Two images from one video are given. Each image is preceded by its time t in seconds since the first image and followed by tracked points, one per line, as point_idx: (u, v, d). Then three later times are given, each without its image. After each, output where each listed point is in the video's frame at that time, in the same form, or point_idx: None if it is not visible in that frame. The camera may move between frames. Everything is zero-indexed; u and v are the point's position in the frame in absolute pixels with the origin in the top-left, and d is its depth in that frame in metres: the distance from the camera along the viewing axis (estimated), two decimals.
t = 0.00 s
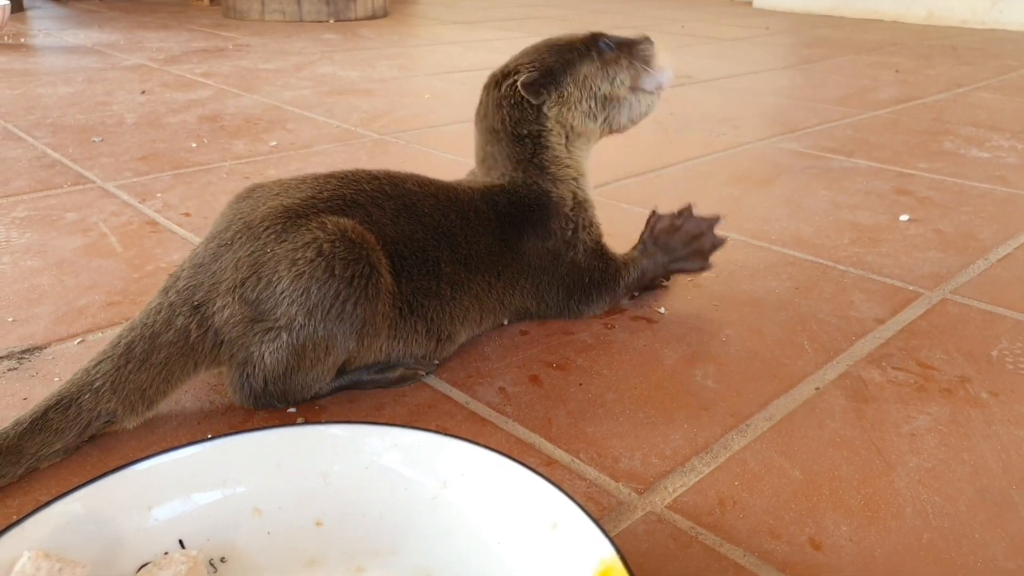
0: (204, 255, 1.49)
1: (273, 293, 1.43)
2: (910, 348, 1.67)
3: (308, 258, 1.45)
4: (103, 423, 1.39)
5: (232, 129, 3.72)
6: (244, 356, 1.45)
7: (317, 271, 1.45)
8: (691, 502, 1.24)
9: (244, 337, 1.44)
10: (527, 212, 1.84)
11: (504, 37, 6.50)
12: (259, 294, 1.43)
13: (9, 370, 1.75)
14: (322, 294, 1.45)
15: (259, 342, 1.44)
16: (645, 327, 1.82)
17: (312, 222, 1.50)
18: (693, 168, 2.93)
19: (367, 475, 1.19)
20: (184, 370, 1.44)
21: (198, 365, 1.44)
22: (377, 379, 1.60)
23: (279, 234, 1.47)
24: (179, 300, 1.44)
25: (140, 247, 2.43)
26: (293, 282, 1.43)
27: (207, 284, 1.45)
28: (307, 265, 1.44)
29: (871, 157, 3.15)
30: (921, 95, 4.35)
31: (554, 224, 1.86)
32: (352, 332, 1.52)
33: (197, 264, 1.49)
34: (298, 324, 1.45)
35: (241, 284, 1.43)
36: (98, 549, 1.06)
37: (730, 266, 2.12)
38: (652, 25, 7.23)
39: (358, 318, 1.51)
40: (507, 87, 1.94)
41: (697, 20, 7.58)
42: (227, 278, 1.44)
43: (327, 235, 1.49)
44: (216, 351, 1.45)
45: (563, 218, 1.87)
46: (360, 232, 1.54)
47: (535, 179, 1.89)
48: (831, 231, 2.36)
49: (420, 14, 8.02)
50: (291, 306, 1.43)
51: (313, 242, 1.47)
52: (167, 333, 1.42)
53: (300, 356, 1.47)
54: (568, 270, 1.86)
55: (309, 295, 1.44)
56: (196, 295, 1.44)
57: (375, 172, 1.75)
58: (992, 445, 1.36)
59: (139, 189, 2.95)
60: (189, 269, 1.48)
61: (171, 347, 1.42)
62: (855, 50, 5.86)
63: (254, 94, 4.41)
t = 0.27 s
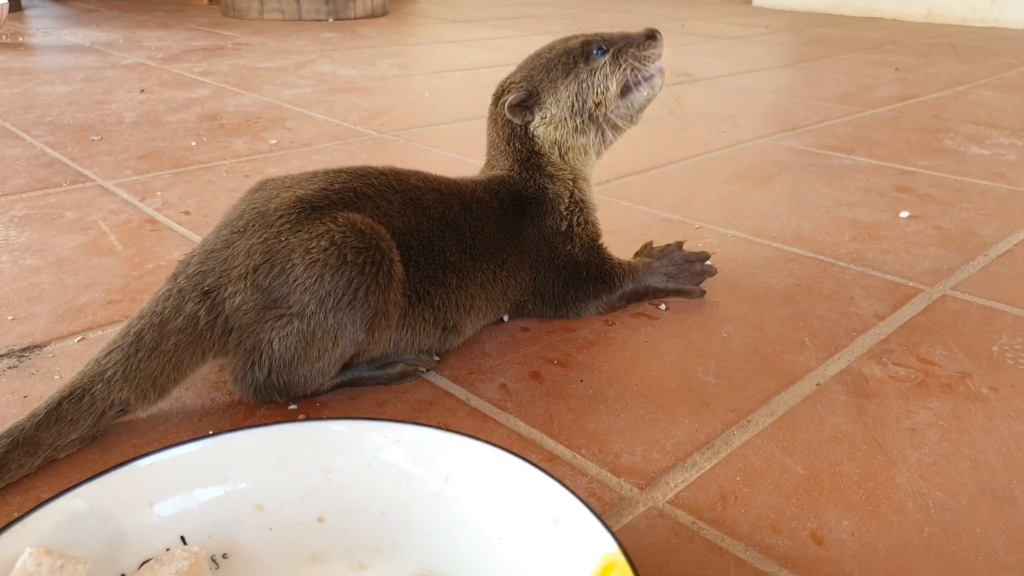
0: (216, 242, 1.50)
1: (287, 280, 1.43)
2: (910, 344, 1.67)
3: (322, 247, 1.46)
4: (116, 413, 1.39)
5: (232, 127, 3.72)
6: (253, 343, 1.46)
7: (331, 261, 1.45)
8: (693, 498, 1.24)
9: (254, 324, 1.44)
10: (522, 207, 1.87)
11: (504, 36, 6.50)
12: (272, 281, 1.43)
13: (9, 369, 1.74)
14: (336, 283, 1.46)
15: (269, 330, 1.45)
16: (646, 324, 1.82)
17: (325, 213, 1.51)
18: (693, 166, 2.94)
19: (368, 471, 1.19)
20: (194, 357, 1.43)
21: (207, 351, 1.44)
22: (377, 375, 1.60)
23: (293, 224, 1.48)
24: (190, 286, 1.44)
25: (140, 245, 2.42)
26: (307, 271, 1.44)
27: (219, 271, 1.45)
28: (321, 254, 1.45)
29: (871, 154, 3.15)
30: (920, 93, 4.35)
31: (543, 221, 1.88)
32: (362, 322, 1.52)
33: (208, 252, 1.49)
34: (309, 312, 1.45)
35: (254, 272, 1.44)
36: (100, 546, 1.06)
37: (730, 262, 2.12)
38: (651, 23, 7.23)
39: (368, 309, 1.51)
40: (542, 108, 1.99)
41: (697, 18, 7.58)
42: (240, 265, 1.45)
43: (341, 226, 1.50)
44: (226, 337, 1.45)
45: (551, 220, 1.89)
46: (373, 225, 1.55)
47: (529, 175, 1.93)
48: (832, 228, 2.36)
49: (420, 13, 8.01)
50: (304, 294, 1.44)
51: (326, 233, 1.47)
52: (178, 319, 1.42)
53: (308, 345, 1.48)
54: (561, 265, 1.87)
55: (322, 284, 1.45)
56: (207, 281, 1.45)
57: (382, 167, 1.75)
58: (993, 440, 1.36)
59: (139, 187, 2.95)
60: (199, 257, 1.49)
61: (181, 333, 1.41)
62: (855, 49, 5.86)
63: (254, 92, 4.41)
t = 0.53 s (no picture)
0: (214, 246, 1.50)
1: (286, 281, 1.44)
2: (908, 341, 1.68)
3: (320, 248, 1.46)
4: (119, 416, 1.39)
5: (229, 128, 3.72)
6: (254, 344, 1.46)
7: (330, 261, 1.46)
8: (692, 495, 1.24)
9: (254, 325, 1.45)
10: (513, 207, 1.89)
11: (501, 36, 6.51)
12: (271, 282, 1.43)
13: (7, 370, 1.74)
14: (335, 284, 1.46)
15: (269, 330, 1.45)
16: (644, 322, 1.82)
17: (323, 215, 1.52)
18: (691, 165, 2.94)
19: (368, 471, 1.19)
20: (195, 359, 1.43)
21: (207, 353, 1.44)
22: (377, 376, 1.60)
23: (291, 225, 1.49)
24: (190, 289, 1.44)
25: (138, 246, 2.42)
26: (306, 272, 1.44)
27: (218, 273, 1.45)
28: (320, 254, 1.46)
29: (868, 152, 3.15)
30: (917, 91, 4.36)
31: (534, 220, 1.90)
32: (361, 322, 1.52)
33: (207, 254, 1.49)
34: (309, 313, 1.45)
35: (253, 273, 1.44)
36: (99, 547, 1.06)
37: (728, 261, 2.13)
38: (648, 22, 7.24)
39: (367, 308, 1.51)
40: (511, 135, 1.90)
41: (694, 17, 7.59)
42: (239, 267, 1.45)
43: (338, 228, 1.50)
44: (226, 339, 1.45)
45: (542, 217, 1.90)
46: (371, 225, 1.56)
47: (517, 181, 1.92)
48: (829, 226, 2.36)
49: (417, 13, 8.02)
50: (303, 295, 1.44)
51: (325, 233, 1.48)
52: (178, 322, 1.42)
53: (308, 345, 1.48)
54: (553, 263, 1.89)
55: (321, 285, 1.45)
56: (206, 283, 1.44)
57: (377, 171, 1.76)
58: (990, 436, 1.36)
59: (136, 188, 2.95)
60: (198, 260, 1.49)
61: (181, 336, 1.41)
62: (852, 47, 5.87)
63: (251, 93, 4.41)
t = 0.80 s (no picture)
0: (190, 240, 1.51)
1: (266, 264, 1.45)
2: (905, 342, 1.68)
3: (297, 228, 1.49)
4: (103, 414, 1.40)
5: (227, 128, 3.72)
6: (241, 331, 1.47)
7: (307, 240, 1.48)
8: (690, 496, 1.24)
9: (240, 312, 1.46)
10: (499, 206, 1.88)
11: (499, 36, 6.51)
12: (251, 267, 1.45)
13: (6, 372, 1.75)
14: (315, 262, 1.48)
15: (255, 315, 1.46)
16: (642, 323, 1.82)
17: (295, 199, 1.55)
18: (689, 165, 2.94)
19: (366, 472, 1.19)
20: (180, 350, 1.44)
21: (195, 345, 1.45)
22: (374, 372, 1.61)
23: (265, 209, 1.51)
24: (168, 282, 1.45)
25: (136, 247, 2.42)
26: (285, 253, 1.46)
27: (196, 263, 1.46)
28: (297, 234, 1.48)
29: (866, 152, 3.16)
30: (915, 91, 4.37)
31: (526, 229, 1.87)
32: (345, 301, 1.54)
33: (183, 248, 1.50)
34: (292, 293, 1.47)
35: (232, 259, 1.45)
36: (99, 548, 1.06)
37: (727, 262, 2.13)
38: (646, 22, 7.24)
39: (349, 286, 1.53)
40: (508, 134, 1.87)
41: (692, 18, 7.59)
42: (217, 255, 1.46)
43: (312, 209, 1.53)
44: (213, 330, 1.46)
45: (530, 226, 1.87)
46: (345, 205, 1.59)
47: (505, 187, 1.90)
48: (827, 226, 2.37)
49: (415, 14, 8.02)
50: (285, 276, 1.46)
51: (300, 215, 1.51)
52: (160, 315, 1.43)
53: (294, 326, 1.50)
54: (546, 269, 1.86)
55: (301, 263, 1.47)
56: (186, 275, 1.46)
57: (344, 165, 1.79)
58: (987, 436, 1.36)
59: (135, 189, 2.95)
60: (175, 253, 1.50)
61: (165, 329, 1.42)
62: (850, 47, 5.87)
63: (249, 94, 4.41)
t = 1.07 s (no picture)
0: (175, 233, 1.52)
1: (254, 253, 1.47)
2: (907, 341, 1.68)
3: (281, 218, 1.51)
4: (101, 408, 1.41)
5: (227, 129, 3.72)
6: (232, 321, 1.48)
7: (293, 229, 1.51)
8: (693, 497, 1.24)
9: (230, 301, 1.47)
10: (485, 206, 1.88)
11: (499, 35, 6.51)
12: (238, 256, 1.46)
13: (8, 374, 1.74)
14: (301, 249, 1.51)
15: (244, 306, 1.48)
16: (644, 323, 1.82)
17: (278, 191, 1.57)
18: (690, 165, 2.94)
19: (369, 474, 1.19)
20: (171, 341, 1.44)
21: (186, 337, 1.46)
22: (375, 372, 1.62)
23: (249, 201, 1.54)
24: (157, 273, 1.46)
25: (137, 249, 2.42)
26: (271, 241, 1.49)
27: (183, 255, 1.47)
28: (282, 223, 1.51)
29: (867, 152, 3.16)
30: (915, 90, 4.37)
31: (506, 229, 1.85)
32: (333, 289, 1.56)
33: (169, 242, 1.51)
34: (279, 281, 1.49)
35: (219, 249, 1.47)
36: (103, 549, 1.06)
37: (728, 262, 2.13)
38: (646, 22, 7.24)
39: (336, 273, 1.56)
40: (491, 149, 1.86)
41: (691, 16, 7.59)
42: (203, 246, 1.47)
43: (296, 201, 1.55)
44: (204, 322, 1.47)
45: (513, 230, 1.85)
46: (329, 196, 1.62)
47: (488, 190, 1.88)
48: (828, 226, 2.37)
49: (414, 13, 8.01)
50: (272, 264, 1.48)
51: (284, 205, 1.53)
52: (150, 307, 1.43)
53: (283, 315, 1.51)
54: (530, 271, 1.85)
55: (288, 251, 1.49)
56: (174, 266, 1.46)
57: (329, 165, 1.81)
58: (990, 436, 1.36)
59: (135, 191, 2.94)
60: (162, 247, 1.51)
61: (156, 321, 1.43)
62: (850, 46, 5.87)
63: (249, 94, 4.41)
